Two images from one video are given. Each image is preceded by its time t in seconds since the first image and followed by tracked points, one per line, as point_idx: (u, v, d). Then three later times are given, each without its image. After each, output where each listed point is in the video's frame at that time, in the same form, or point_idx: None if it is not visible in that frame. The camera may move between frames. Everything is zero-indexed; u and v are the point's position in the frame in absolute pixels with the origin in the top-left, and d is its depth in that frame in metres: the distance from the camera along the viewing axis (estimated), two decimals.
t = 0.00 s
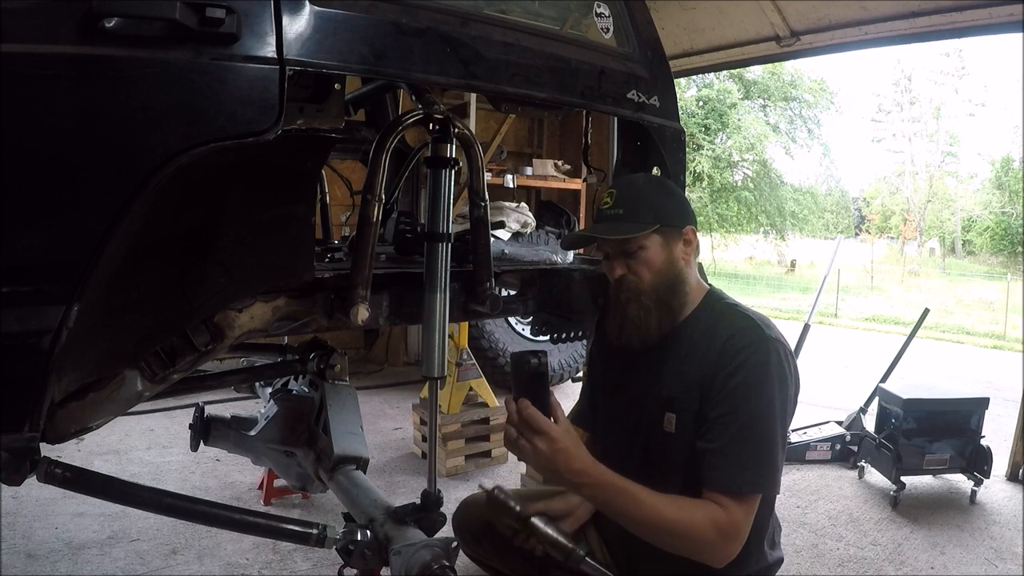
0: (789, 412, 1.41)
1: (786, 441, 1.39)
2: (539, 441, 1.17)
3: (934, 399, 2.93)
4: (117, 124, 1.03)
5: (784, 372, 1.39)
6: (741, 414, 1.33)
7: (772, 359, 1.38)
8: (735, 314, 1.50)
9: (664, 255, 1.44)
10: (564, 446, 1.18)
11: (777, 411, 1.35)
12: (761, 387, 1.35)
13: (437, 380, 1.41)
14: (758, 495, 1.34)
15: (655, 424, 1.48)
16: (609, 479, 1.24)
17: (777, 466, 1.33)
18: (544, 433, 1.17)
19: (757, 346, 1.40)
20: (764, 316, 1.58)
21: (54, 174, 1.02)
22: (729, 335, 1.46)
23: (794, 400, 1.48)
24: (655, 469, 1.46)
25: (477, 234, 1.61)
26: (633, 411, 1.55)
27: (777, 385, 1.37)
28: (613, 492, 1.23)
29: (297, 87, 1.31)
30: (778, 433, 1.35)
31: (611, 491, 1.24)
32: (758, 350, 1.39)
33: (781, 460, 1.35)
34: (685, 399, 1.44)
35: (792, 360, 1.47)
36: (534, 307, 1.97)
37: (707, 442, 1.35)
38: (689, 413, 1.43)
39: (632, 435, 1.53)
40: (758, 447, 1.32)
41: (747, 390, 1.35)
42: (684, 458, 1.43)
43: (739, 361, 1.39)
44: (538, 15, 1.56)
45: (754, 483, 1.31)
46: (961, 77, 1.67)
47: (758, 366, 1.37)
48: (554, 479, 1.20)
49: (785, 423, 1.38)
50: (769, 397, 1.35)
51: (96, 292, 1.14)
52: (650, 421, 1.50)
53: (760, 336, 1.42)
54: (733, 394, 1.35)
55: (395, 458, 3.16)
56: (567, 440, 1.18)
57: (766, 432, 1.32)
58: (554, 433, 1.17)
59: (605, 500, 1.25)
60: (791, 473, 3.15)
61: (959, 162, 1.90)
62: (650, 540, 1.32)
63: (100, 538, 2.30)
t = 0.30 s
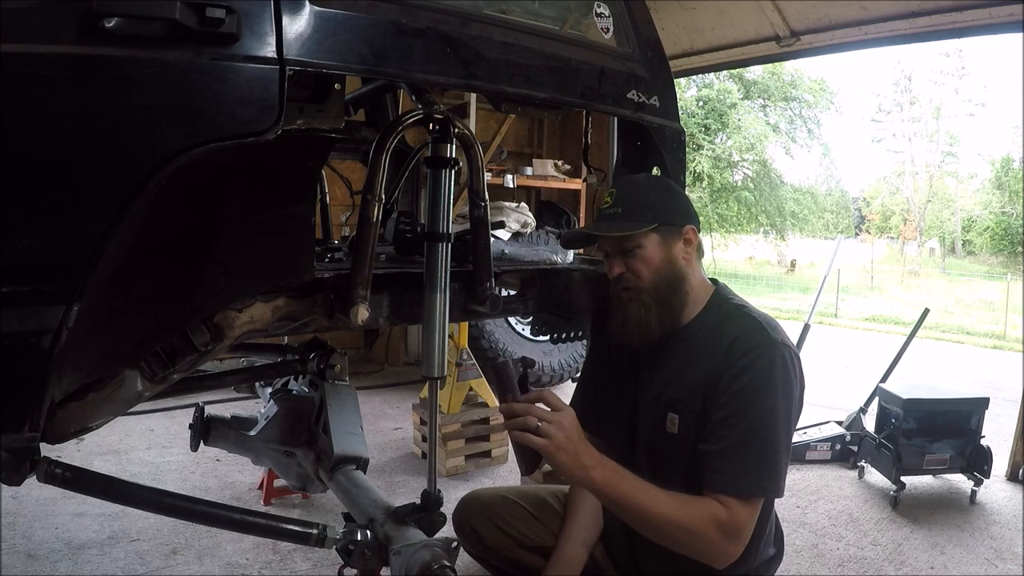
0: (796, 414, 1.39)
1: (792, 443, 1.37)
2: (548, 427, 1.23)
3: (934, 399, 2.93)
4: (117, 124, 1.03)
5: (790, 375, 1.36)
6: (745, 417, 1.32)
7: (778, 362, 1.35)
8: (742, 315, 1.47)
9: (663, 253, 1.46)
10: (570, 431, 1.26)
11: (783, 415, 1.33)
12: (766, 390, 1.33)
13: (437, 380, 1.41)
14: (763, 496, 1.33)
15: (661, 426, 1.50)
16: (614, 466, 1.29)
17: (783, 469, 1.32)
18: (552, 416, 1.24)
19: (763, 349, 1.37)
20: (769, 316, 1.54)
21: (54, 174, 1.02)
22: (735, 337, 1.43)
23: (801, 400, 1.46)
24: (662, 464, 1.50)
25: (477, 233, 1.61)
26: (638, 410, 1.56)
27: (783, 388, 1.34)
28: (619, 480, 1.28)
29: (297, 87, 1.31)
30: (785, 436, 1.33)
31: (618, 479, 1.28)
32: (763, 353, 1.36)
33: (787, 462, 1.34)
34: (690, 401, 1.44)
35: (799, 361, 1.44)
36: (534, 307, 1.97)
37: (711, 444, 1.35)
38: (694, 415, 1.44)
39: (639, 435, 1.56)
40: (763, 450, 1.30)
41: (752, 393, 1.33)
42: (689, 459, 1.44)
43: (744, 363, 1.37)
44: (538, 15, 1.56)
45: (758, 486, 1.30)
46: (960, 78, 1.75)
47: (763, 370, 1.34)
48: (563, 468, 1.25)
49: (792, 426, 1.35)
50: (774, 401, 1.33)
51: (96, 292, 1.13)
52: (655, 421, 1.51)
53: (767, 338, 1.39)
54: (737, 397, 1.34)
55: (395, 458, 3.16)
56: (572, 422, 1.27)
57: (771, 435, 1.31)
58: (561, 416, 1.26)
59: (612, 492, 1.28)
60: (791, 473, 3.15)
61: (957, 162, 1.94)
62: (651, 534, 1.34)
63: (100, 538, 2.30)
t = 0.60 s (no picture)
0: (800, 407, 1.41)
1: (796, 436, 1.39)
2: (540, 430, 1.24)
3: (934, 399, 2.92)
4: (117, 124, 1.03)
5: (792, 368, 1.38)
6: (749, 411, 1.33)
7: (780, 356, 1.38)
8: (742, 312, 1.50)
9: (657, 255, 1.47)
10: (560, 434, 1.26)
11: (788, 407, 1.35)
12: (770, 383, 1.35)
13: (437, 380, 1.41)
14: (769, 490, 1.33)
15: (665, 429, 1.49)
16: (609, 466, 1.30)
17: (790, 461, 1.33)
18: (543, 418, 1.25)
19: (765, 344, 1.40)
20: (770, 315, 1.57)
21: (54, 174, 1.02)
22: (736, 334, 1.45)
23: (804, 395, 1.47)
24: (664, 464, 1.49)
25: (477, 234, 1.60)
26: (638, 411, 1.55)
27: (785, 381, 1.36)
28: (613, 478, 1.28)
29: (296, 87, 1.31)
30: (791, 428, 1.34)
31: (613, 478, 1.28)
32: (766, 348, 1.38)
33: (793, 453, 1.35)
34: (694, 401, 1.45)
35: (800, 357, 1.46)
36: (534, 306, 1.98)
37: (716, 440, 1.35)
38: (697, 415, 1.45)
39: (640, 436, 1.56)
40: (769, 442, 1.31)
41: (756, 387, 1.35)
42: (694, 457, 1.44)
43: (747, 359, 1.39)
44: (538, 15, 1.56)
45: (765, 477, 1.30)
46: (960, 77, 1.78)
47: (766, 364, 1.36)
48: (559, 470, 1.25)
49: (797, 418, 1.37)
50: (778, 395, 1.34)
51: (96, 292, 1.13)
52: (658, 423, 1.51)
53: (767, 334, 1.42)
54: (741, 392, 1.36)
55: (395, 458, 3.16)
56: (564, 424, 1.28)
57: (776, 428, 1.32)
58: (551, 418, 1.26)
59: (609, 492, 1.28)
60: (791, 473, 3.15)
61: (958, 162, 1.93)
62: (650, 535, 1.33)
63: (100, 538, 2.30)
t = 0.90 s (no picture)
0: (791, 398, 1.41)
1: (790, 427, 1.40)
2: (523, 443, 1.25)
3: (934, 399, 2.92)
4: (117, 124, 1.03)
5: (782, 360, 1.39)
6: (740, 405, 1.33)
7: (768, 349, 1.38)
8: (729, 309, 1.51)
9: (634, 260, 1.46)
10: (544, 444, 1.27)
11: (781, 397, 1.35)
12: (759, 376, 1.35)
13: (437, 380, 1.41)
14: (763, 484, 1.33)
15: (657, 430, 1.49)
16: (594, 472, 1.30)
17: (785, 452, 1.33)
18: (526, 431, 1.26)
19: (753, 338, 1.40)
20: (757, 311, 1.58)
21: (54, 174, 1.02)
22: (723, 330, 1.46)
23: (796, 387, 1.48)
24: (659, 466, 1.49)
25: (476, 234, 1.61)
26: (629, 416, 1.55)
27: (775, 373, 1.37)
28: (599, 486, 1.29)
29: (297, 87, 1.31)
30: (785, 419, 1.35)
31: (599, 485, 1.29)
32: (754, 341, 1.39)
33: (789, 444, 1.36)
34: (684, 401, 1.44)
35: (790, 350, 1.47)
36: (534, 306, 1.98)
37: (708, 437, 1.35)
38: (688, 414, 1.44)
39: (633, 440, 1.55)
40: (762, 435, 1.32)
41: (746, 381, 1.35)
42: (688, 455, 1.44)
43: (735, 353, 1.39)
44: (538, 15, 1.56)
45: (761, 470, 1.30)
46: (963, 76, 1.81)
47: (755, 357, 1.37)
48: (545, 482, 1.26)
49: (790, 409, 1.37)
50: (770, 387, 1.35)
51: (96, 292, 1.13)
52: (650, 425, 1.51)
53: (753, 327, 1.43)
54: (732, 387, 1.36)
55: (395, 458, 3.16)
56: (546, 435, 1.28)
57: (768, 419, 1.32)
58: (534, 430, 1.27)
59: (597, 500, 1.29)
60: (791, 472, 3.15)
61: (957, 162, 1.93)
62: (644, 538, 1.33)
63: (100, 538, 2.30)
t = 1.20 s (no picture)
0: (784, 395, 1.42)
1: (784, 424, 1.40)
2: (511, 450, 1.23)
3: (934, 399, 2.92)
4: (117, 124, 1.03)
5: (774, 358, 1.39)
6: (733, 403, 1.34)
7: (760, 347, 1.39)
8: (720, 308, 1.51)
9: (622, 263, 1.47)
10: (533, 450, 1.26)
11: (773, 394, 1.35)
12: (751, 373, 1.36)
13: (437, 380, 1.41)
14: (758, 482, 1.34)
15: (650, 432, 1.49)
16: (587, 475, 1.29)
17: (779, 448, 1.34)
18: (515, 438, 1.24)
19: (746, 337, 1.41)
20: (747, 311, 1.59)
21: (54, 174, 1.02)
22: (715, 329, 1.46)
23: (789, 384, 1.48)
24: (652, 467, 1.48)
25: (476, 234, 1.61)
26: (624, 418, 1.55)
27: (768, 371, 1.37)
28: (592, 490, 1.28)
29: (296, 87, 1.31)
30: (778, 415, 1.35)
31: (591, 489, 1.28)
32: (745, 340, 1.40)
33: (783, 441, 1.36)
34: (677, 402, 1.45)
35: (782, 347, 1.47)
36: (534, 306, 1.98)
37: (701, 436, 1.36)
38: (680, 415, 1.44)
39: (628, 443, 1.55)
40: (755, 432, 1.32)
41: (738, 379, 1.36)
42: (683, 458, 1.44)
43: (727, 352, 1.40)
44: (538, 15, 1.56)
45: (755, 467, 1.31)
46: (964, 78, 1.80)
47: (746, 355, 1.38)
48: (536, 486, 1.26)
49: (783, 405, 1.38)
50: (762, 384, 1.35)
51: (96, 292, 1.13)
52: (643, 427, 1.51)
53: (744, 326, 1.44)
54: (724, 385, 1.37)
55: (395, 458, 3.16)
56: (534, 440, 1.26)
57: (761, 416, 1.33)
58: (524, 436, 1.25)
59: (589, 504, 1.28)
60: (791, 472, 3.15)
61: (958, 162, 1.93)
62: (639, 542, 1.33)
63: (100, 538, 2.30)
